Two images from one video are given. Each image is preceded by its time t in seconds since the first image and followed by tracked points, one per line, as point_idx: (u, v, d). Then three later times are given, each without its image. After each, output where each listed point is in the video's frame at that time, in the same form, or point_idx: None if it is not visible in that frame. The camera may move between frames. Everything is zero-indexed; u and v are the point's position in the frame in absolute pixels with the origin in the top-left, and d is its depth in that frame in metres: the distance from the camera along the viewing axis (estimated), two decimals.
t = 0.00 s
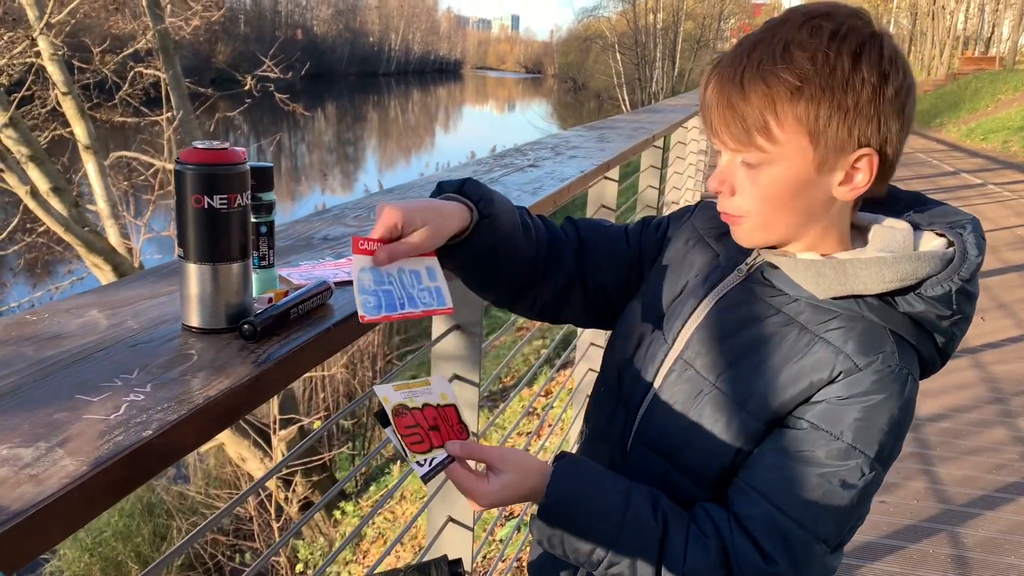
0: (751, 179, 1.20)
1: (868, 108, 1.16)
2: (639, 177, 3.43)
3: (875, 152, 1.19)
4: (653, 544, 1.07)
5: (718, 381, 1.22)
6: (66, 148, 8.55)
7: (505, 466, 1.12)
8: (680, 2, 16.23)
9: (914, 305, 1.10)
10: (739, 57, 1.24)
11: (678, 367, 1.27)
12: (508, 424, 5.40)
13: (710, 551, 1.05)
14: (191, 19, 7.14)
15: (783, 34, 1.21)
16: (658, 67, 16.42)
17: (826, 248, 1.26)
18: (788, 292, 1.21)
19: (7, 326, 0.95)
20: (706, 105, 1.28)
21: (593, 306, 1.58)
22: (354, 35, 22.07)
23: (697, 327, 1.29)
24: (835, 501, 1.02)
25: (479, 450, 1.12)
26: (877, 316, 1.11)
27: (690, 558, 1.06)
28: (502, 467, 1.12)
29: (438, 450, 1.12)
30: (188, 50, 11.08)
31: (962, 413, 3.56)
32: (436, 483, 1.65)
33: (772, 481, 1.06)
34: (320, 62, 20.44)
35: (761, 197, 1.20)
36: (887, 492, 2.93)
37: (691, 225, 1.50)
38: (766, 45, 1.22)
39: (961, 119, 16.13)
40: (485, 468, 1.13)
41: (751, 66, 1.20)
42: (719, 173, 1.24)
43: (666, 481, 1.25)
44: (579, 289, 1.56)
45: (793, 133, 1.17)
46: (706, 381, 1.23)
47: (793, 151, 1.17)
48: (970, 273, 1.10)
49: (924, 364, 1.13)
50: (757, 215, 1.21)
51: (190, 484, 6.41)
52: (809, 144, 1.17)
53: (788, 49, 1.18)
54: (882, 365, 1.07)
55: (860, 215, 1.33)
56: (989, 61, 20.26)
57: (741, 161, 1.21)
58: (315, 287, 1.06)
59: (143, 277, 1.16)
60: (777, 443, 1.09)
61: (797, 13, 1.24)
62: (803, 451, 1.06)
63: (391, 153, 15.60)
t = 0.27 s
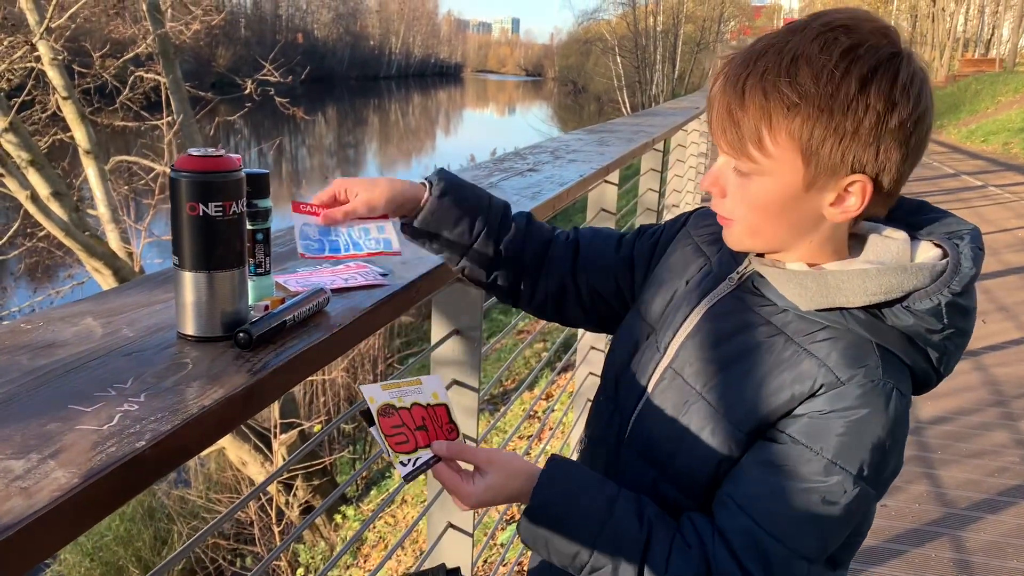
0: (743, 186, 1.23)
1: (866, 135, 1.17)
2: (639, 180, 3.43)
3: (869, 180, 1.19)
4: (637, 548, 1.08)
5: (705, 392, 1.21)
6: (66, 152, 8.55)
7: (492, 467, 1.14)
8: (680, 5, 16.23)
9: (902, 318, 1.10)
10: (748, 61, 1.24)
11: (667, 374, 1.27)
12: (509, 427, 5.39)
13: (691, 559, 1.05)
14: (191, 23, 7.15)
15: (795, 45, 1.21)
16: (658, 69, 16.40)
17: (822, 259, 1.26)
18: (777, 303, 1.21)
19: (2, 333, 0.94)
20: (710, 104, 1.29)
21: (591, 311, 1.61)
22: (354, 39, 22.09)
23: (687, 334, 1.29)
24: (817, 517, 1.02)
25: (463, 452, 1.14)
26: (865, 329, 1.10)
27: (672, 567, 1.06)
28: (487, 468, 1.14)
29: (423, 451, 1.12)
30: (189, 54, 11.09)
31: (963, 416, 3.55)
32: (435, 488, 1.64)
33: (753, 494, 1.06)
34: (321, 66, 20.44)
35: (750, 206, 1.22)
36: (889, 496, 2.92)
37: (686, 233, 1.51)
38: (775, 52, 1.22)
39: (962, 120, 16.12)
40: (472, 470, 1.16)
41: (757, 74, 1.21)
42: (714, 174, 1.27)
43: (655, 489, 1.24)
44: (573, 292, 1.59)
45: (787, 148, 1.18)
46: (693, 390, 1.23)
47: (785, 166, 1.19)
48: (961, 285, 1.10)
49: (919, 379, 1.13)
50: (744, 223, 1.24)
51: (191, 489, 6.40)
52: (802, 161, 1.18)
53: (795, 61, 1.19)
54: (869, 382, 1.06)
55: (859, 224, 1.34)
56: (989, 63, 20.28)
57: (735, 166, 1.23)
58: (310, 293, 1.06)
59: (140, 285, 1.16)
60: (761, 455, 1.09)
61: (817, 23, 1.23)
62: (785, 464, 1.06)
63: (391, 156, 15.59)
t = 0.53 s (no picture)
0: (742, 202, 1.21)
1: (864, 138, 1.16)
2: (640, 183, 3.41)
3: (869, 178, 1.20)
4: (631, 551, 1.07)
5: (700, 400, 1.21)
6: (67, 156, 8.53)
7: (486, 465, 1.15)
8: (681, 7, 16.21)
9: (897, 322, 1.08)
10: (735, 74, 1.22)
11: (663, 382, 1.26)
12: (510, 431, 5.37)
13: (686, 563, 1.04)
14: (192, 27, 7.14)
15: (782, 52, 1.19)
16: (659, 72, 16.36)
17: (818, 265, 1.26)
18: (771, 308, 1.21)
19: None
20: (699, 120, 1.27)
21: (589, 320, 1.61)
22: (355, 42, 22.11)
23: (682, 340, 1.28)
24: (814, 522, 1.01)
25: (457, 448, 1.14)
26: (859, 334, 1.10)
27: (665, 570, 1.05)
28: (482, 465, 1.15)
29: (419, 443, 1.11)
30: (190, 58, 11.10)
31: (965, 419, 3.54)
32: (436, 493, 1.63)
33: (748, 500, 1.04)
34: (322, 69, 20.43)
35: (751, 220, 1.21)
36: (891, 500, 2.91)
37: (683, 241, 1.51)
38: (762, 62, 1.21)
39: (963, 123, 16.10)
40: (466, 467, 1.16)
41: (746, 88, 1.19)
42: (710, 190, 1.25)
43: (651, 495, 1.23)
44: (573, 301, 1.58)
45: (786, 158, 1.17)
46: (689, 396, 1.22)
47: (786, 176, 1.18)
48: (956, 288, 1.08)
49: (915, 387, 1.10)
50: (747, 238, 1.22)
51: (191, 492, 6.38)
52: (802, 169, 1.18)
53: (785, 69, 1.17)
54: (865, 386, 1.05)
55: (853, 230, 1.34)
56: (990, 65, 20.27)
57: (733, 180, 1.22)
58: (310, 300, 1.05)
59: (138, 291, 1.15)
60: (757, 461, 1.08)
61: (799, 29, 1.22)
62: (780, 469, 1.05)
63: (391, 159, 15.58)
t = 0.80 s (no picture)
0: (748, 205, 1.19)
1: (869, 134, 1.17)
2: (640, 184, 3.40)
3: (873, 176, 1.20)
4: (631, 554, 1.05)
5: (701, 404, 1.20)
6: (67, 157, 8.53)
7: (484, 463, 1.12)
8: (682, 8, 16.18)
9: (899, 321, 1.08)
10: (735, 78, 1.22)
11: (662, 390, 1.25)
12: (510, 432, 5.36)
13: (687, 564, 1.03)
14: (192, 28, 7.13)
15: (781, 55, 1.20)
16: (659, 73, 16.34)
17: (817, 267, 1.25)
18: (770, 310, 1.20)
19: None
20: (699, 125, 1.26)
21: (585, 335, 1.58)
22: (356, 43, 22.11)
23: (680, 346, 1.27)
24: (819, 524, 0.99)
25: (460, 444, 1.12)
26: (859, 332, 1.09)
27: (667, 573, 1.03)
28: (480, 464, 1.12)
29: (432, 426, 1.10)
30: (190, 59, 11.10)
31: (966, 422, 3.53)
32: (435, 497, 1.62)
33: (752, 501, 1.03)
34: (322, 69, 20.42)
35: (760, 223, 1.19)
36: (892, 503, 2.90)
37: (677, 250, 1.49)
38: (761, 66, 1.20)
39: (963, 124, 16.07)
40: (464, 466, 1.13)
41: (749, 89, 1.19)
42: (713, 197, 1.22)
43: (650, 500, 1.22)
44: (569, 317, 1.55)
45: (794, 159, 1.16)
46: (689, 401, 1.21)
47: (794, 177, 1.17)
48: (955, 287, 1.08)
49: (915, 386, 1.10)
50: (755, 243, 1.20)
51: (191, 494, 6.38)
52: (810, 170, 1.17)
53: (788, 71, 1.17)
54: (865, 384, 1.05)
55: (848, 231, 1.33)
56: (991, 66, 20.25)
57: (738, 185, 1.19)
58: (306, 302, 1.03)
59: (133, 294, 1.14)
60: (759, 463, 1.07)
61: (795, 31, 1.23)
62: (783, 470, 1.04)
63: (392, 160, 15.57)
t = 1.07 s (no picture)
0: (758, 206, 1.17)
1: (879, 131, 1.16)
2: (639, 185, 3.39)
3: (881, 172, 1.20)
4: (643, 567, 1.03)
5: (707, 409, 1.19)
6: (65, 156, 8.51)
7: (492, 477, 1.11)
8: (681, 8, 16.15)
9: (907, 323, 1.08)
10: (743, 77, 1.21)
11: (665, 398, 1.24)
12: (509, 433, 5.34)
13: None
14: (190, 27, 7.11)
15: (789, 53, 1.18)
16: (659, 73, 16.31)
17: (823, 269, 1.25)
18: (776, 314, 1.19)
19: None
20: (706, 127, 1.24)
21: (573, 335, 1.57)
22: (354, 43, 22.10)
23: (684, 350, 1.26)
24: (831, 528, 0.99)
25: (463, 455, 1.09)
26: (867, 334, 1.09)
27: None
28: (488, 477, 1.11)
29: (408, 389, 1.06)
30: (189, 58, 11.09)
31: (966, 423, 3.52)
32: (433, 499, 1.61)
33: (764, 506, 1.02)
34: (322, 69, 20.39)
35: (770, 222, 1.17)
36: (890, 505, 2.89)
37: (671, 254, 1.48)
38: (769, 65, 1.19)
39: (962, 124, 16.06)
40: (472, 479, 1.12)
41: (759, 87, 1.17)
42: (722, 198, 1.20)
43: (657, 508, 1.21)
44: (560, 316, 1.54)
45: (806, 157, 1.15)
46: (694, 406, 1.20)
47: (804, 176, 1.15)
48: (963, 288, 1.09)
49: (921, 385, 1.11)
50: (764, 243, 1.18)
51: (189, 494, 6.36)
52: (821, 168, 1.15)
53: (797, 69, 1.16)
54: (875, 385, 1.04)
55: (848, 231, 1.33)
56: (990, 66, 20.24)
57: (747, 186, 1.17)
58: (301, 305, 1.03)
59: (124, 297, 1.13)
60: (770, 468, 1.06)
61: (800, 29, 1.22)
62: (794, 474, 1.03)
63: (390, 160, 15.55)
